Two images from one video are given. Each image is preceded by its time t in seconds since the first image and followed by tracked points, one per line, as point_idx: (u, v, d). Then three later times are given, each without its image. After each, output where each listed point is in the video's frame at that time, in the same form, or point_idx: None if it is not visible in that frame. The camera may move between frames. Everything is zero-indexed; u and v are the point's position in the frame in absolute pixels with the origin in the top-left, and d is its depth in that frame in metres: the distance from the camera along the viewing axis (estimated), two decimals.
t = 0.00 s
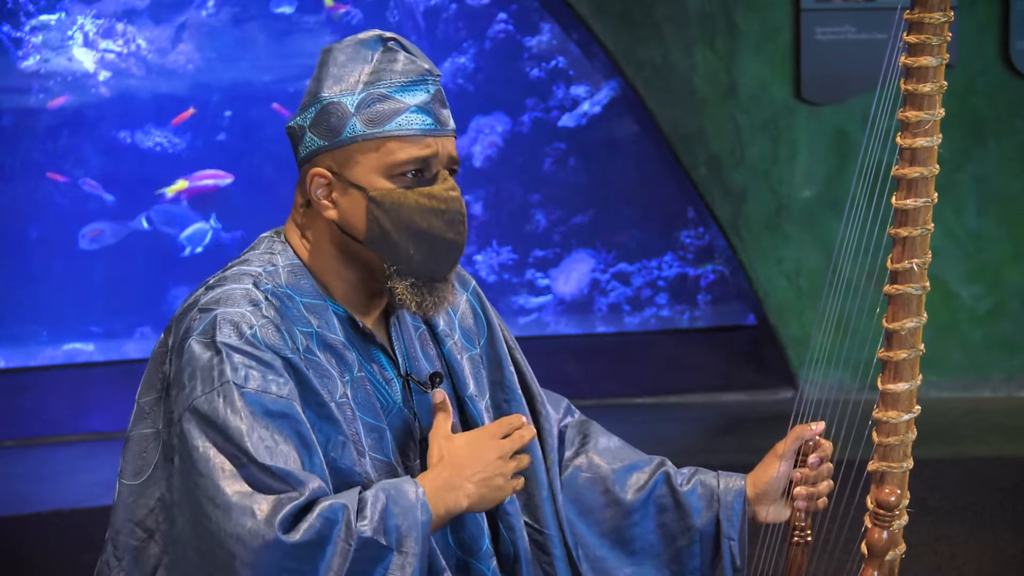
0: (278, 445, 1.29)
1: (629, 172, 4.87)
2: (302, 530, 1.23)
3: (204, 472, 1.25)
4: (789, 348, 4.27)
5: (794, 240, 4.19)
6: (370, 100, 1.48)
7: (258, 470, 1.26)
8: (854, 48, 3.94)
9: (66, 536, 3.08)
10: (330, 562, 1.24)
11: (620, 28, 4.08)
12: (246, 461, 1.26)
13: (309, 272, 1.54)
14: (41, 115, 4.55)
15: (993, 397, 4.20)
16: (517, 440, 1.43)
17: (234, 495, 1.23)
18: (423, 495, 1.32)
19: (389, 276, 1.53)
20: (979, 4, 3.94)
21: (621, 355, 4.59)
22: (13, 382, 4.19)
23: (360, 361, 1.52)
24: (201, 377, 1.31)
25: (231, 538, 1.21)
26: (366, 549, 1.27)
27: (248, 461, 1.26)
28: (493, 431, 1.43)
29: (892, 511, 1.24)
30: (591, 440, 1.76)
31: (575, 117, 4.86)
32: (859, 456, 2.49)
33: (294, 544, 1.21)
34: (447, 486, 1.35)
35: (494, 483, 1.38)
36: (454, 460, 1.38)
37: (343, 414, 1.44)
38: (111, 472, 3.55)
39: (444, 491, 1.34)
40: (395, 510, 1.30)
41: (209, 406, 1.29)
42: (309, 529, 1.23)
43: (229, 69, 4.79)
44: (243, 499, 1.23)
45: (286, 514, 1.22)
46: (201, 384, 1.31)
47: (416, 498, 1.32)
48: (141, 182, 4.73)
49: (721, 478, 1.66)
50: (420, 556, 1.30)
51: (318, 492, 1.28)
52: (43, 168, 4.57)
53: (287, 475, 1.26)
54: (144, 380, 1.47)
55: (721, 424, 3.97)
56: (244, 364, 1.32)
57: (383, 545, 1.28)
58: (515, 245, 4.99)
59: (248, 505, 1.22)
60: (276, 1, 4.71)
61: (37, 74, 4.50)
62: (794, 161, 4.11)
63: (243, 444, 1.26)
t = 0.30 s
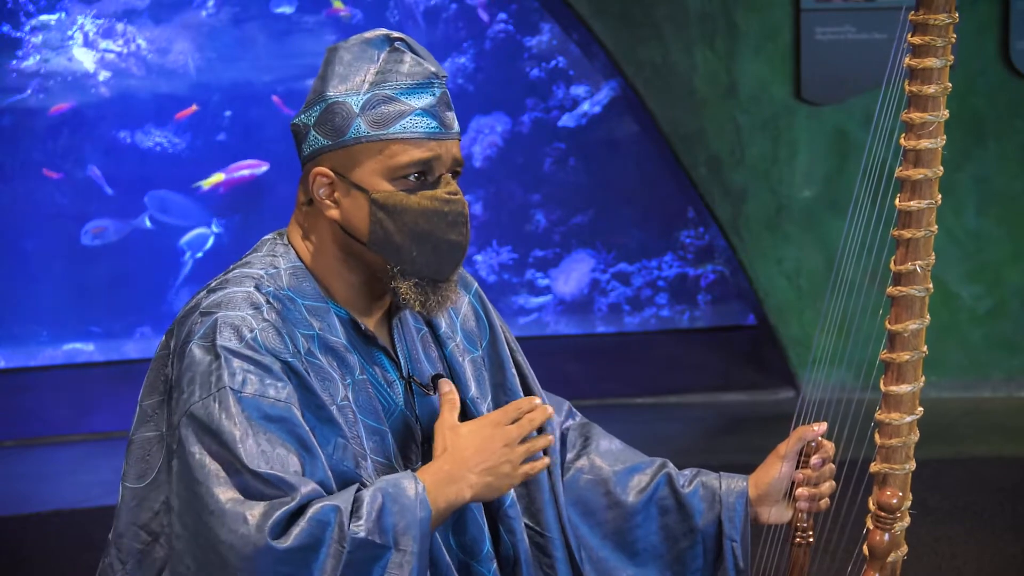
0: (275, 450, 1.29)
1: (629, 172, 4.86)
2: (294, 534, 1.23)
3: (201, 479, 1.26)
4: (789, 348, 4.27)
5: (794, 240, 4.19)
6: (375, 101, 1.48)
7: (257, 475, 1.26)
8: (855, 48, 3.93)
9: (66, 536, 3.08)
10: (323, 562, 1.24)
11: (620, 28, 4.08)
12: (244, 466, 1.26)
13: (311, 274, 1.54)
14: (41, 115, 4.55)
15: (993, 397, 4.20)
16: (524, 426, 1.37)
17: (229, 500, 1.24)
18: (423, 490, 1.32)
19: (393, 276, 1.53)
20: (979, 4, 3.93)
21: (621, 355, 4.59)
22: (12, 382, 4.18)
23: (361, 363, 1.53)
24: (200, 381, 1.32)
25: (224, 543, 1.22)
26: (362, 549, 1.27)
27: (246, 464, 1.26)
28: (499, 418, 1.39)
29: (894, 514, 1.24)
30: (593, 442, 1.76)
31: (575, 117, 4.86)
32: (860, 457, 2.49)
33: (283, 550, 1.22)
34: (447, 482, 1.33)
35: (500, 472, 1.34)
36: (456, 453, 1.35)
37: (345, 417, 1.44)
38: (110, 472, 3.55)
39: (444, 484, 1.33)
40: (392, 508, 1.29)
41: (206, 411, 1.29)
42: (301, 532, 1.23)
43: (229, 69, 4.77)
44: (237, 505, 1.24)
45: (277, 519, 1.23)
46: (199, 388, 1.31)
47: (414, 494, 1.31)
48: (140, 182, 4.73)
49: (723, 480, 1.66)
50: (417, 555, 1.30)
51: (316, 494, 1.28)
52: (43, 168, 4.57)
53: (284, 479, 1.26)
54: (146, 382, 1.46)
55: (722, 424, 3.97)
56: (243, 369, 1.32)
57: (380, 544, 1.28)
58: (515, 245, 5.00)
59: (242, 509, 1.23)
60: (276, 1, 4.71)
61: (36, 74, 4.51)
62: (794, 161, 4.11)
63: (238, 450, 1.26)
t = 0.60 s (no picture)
0: (260, 459, 1.30)
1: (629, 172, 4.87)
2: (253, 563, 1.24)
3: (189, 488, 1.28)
4: (789, 348, 4.27)
5: (794, 240, 4.19)
6: (357, 89, 1.47)
7: (223, 501, 1.26)
8: (854, 49, 3.93)
9: (66, 536, 3.08)
10: None
11: (620, 28, 4.08)
12: (216, 485, 1.26)
13: (304, 269, 1.53)
14: (42, 115, 4.54)
15: (993, 397, 4.20)
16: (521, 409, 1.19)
17: (197, 528, 1.26)
18: (402, 508, 1.27)
19: (387, 262, 1.53)
20: (979, 4, 3.93)
21: (621, 355, 4.59)
22: (11, 381, 4.17)
23: (358, 358, 1.52)
24: (189, 388, 1.33)
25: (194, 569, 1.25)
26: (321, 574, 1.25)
27: (224, 483, 1.27)
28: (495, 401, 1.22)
29: (892, 513, 1.24)
30: (590, 442, 1.76)
31: (576, 117, 4.85)
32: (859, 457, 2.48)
33: None
34: (443, 482, 1.26)
35: (499, 467, 1.22)
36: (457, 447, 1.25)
37: (341, 413, 1.45)
38: (110, 472, 3.55)
39: (430, 492, 1.26)
40: (353, 530, 1.27)
41: (194, 419, 1.30)
42: (259, 561, 1.23)
43: (229, 68, 4.84)
44: (211, 523, 1.26)
45: (236, 547, 1.24)
46: (188, 395, 1.32)
47: (376, 516, 1.27)
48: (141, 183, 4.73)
49: (721, 479, 1.67)
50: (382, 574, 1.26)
51: (286, 511, 1.28)
52: (42, 168, 4.57)
53: (254, 498, 1.26)
54: (144, 380, 1.47)
55: (722, 424, 3.97)
56: (229, 376, 1.33)
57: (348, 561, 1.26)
58: (515, 245, 5.02)
59: (212, 533, 1.25)
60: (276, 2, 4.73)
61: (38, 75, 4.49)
62: (794, 161, 4.11)
63: (219, 462, 1.27)
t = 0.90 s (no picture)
0: (251, 446, 1.30)
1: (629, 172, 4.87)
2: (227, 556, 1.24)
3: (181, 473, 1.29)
4: (789, 347, 4.27)
5: (794, 239, 4.19)
6: (353, 67, 1.49)
7: (207, 488, 1.26)
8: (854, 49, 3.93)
9: (66, 536, 3.08)
10: None
11: (620, 28, 4.08)
12: (202, 472, 1.27)
13: (300, 257, 1.53)
14: (42, 116, 4.55)
15: (993, 397, 4.20)
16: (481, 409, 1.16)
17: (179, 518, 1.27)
18: (371, 506, 1.25)
19: (390, 235, 1.53)
20: (979, 4, 3.94)
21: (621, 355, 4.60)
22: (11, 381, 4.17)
23: (355, 343, 1.51)
24: (186, 374, 1.34)
25: (175, 557, 1.27)
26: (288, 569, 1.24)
27: (211, 468, 1.27)
28: (454, 405, 1.18)
29: (894, 510, 1.24)
30: (591, 435, 1.77)
31: (575, 117, 4.86)
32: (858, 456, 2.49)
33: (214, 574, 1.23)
34: (409, 482, 1.23)
35: (463, 467, 1.19)
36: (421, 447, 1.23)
37: (338, 398, 1.43)
38: (110, 472, 3.55)
39: (397, 494, 1.23)
40: (321, 525, 1.26)
41: (188, 405, 1.31)
42: (234, 554, 1.23)
43: (229, 69, 4.82)
44: (195, 510, 1.26)
45: (215, 538, 1.24)
46: (184, 381, 1.33)
47: (342, 512, 1.26)
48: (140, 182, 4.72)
49: (722, 477, 1.67)
50: (348, 569, 1.26)
51: (266, 502, 1.27)
52: (42, 168, 4.56)
53: (236, 489, 1.26)
54: (144, 373, 1.46)
55: (721, 424, 3.97)
56: (223, 361, 1.33)
57: (320, 557, 1.25)
58: (515, 245, 5.00)
59: (194, 522, 1.26)
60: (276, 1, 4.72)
61: (37, 74, 4.51)
62: (794, 161, 4.11)
63: (209, 447, 1.28)
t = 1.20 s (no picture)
0: (247, 438, 1.30)
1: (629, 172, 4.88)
2: (221, 546, 1.24)
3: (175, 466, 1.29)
4: (789, 347, 4.27)
5: (794, 239, 4.19)
6: (353, 67, 1.49)
7: (202, 478, 1.26)
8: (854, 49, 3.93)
9: (66, 536, 3.08)
10: None
11: (619, 28, 4.08)
12: (199, 462, 1.27)
13: (299, 254, 1.52)
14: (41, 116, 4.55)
15: (993, 397, 4.20)
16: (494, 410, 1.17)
17: (172, 507, 1.27)
18: (369, 505, 1.26)
19: (384, 238, 1.53)
20: (979, 4, 3.94)
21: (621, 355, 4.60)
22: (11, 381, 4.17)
23: (353, 340, 1.51)
24: (182, 366, 1.34)
25: (166, 546, 1.26)
26: (282, 562, 1.24)
27: (207, 458, 1.27)
28: (468, 405, 1.20)
29: (895, 510, 1.24)
30: (592, 436, 1.77)
31: (575, 117, 4.87)
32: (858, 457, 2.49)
33: (208, 564, 1.23)
34: (411, 480, 1.24)
35: (467, 468, 1.20)
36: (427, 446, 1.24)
37: (335, 394, 1.42)
38: (111, 472, 3.54)
39: (397, 491, 1.25)
40: (318, 519, 1.26)
41: (184, 397, 1.31)
42: (229, 545, 1.23)
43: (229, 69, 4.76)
44: (191, 500, 1.26)
45: (210, 527, 1.24)
46: (181, 373, 1.33)
47: (340, 508, 1.27)
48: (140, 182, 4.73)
49: (723, 477, 1.67)
50: (342, 564, 1.26)
51: (262, 494, 1.27)
52: (42, 168, 4.57)
53: (232, 479, 1.26)
54: (144, 368, 1.46)
55: (721, 424, 3.97)
56: (219, 354, 1.33)
57: (314, 551, 1.25)
58: (515, 245, 5.00)
59: (189, 511, 1.26)
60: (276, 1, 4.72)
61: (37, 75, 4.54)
62: (794, 161, 4.11)
63: (203, 438, 1.28)
